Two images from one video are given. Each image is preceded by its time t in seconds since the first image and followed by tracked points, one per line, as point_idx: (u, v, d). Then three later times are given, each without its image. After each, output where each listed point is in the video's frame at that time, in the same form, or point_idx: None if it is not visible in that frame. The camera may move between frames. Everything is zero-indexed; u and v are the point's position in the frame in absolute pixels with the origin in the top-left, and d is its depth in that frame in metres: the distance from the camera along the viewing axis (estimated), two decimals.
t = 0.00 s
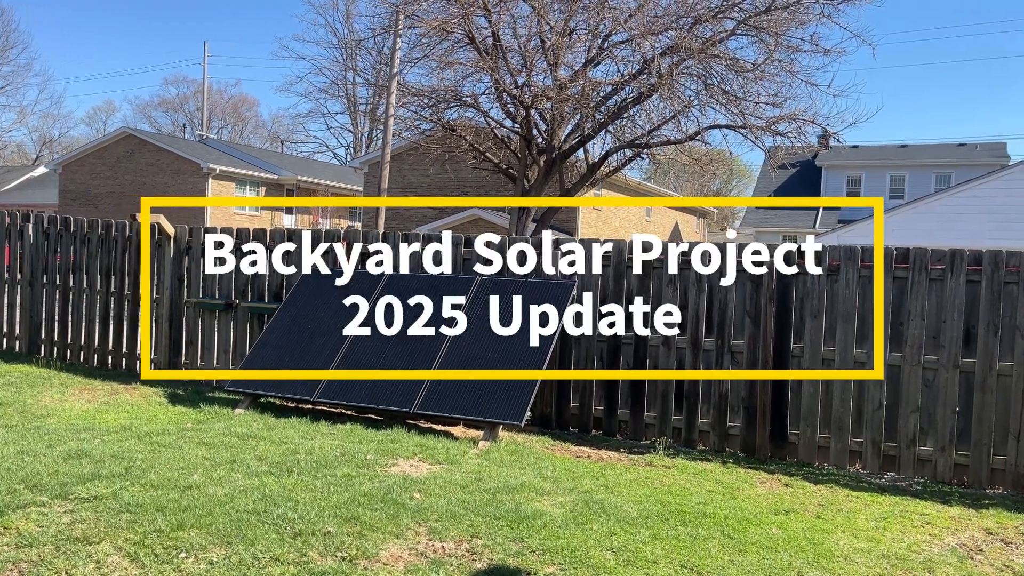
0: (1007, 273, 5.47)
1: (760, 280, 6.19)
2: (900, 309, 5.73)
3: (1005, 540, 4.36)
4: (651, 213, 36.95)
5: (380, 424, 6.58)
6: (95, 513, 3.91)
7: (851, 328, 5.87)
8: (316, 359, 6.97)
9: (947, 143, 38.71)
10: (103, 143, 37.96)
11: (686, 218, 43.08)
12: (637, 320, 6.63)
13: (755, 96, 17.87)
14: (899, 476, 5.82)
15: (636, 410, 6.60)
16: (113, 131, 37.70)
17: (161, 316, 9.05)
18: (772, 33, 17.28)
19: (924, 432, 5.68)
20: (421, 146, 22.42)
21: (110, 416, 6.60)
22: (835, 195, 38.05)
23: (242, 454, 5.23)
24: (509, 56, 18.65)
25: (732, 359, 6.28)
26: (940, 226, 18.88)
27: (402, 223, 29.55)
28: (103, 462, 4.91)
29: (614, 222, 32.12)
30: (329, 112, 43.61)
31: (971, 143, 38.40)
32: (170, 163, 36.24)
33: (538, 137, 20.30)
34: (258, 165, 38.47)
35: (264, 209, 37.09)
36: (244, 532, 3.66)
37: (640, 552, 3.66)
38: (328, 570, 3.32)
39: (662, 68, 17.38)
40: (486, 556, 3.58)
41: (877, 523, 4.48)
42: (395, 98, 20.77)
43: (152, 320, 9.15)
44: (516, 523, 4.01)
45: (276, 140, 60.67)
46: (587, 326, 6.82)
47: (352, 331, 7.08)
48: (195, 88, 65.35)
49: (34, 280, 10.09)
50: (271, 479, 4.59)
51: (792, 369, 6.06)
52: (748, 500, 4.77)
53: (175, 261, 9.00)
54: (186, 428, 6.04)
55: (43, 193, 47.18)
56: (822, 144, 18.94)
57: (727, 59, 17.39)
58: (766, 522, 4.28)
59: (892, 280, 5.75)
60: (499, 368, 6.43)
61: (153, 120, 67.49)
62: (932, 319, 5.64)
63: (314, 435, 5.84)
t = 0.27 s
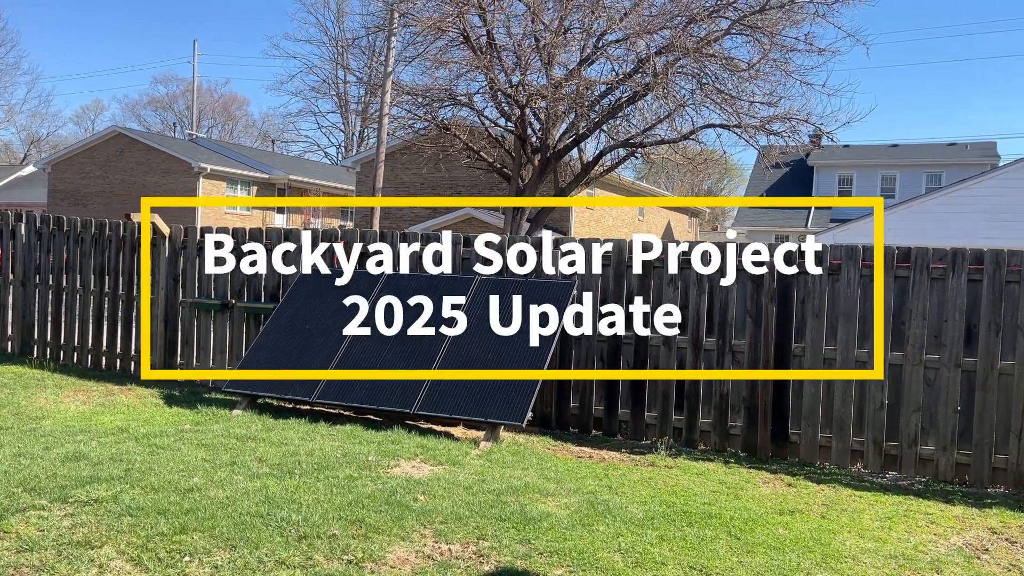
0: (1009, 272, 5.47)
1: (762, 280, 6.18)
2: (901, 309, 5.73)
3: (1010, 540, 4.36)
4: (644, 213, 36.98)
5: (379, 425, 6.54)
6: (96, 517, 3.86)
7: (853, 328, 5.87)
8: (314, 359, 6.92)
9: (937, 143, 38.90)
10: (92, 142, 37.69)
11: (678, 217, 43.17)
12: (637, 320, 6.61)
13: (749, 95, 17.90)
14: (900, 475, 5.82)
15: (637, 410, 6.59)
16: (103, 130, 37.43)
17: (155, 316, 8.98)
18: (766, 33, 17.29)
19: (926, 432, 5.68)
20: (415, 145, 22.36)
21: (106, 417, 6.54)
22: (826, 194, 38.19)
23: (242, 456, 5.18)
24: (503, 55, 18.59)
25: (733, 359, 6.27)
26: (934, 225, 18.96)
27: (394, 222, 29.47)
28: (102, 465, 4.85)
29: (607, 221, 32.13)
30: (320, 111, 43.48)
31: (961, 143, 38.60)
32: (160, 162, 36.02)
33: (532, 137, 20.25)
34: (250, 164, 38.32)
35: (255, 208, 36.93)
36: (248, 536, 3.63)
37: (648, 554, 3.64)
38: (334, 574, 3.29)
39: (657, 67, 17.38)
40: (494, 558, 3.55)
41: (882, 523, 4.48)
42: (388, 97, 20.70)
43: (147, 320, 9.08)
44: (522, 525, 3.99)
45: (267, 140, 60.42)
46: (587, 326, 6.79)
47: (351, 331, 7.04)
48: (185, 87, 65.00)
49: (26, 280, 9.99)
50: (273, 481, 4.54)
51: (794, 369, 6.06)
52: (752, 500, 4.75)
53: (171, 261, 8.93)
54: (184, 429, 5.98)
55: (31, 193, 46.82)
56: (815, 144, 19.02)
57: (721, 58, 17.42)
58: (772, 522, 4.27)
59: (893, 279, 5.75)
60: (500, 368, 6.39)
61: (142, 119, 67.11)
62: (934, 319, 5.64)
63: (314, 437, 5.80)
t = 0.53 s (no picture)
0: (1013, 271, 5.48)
1: (765, 279, 6.17)
2: (905, 308, 5.73)
3: (1018, 538, 4.37)
4: (637, 212, 37.03)
5: (381, 424, 6.51)
6: (102, 519, 3.82)
7: (857, 326, 5.87)
8: (315, 359, 6.88)
9: (928, 142, 39.08)
10: (82, 140, 37.41)
11: (671, 216, 43.24)
12: (640, 319, 6.60)
13: (745, 94, 17.92)
14: (904, 473, 5.83)
15: (640, 409, 6.58)
16: (93, 128, 37.16)
17: (152, 315, 8.90)
18: (762, 31, 17.29)
19: (930, 430, 5.69)
20: (409, 143, 22.27)
21: (105, 417, 6.47)
22: (819, 193, 38.33)
23: (246, 457, 5.14)
24: (498, 53, 18.53)
25: (737, 358, 6.26)
26: (929, 224, 19.02)
27: (388, 221, 29.38)
28: (105, 466, 4.80)
29: (601, 220, 32.15)
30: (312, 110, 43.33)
31: (952, 142, 38.79)
32: (151, 160, 35.76)
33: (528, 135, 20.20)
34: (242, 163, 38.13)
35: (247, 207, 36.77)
36: (257, 537, 3.60)
37: (660, 554, 3.63)
38: None
39: (653, 65, 17.37)
40: (506, 559, 3.53)
41: (890, 522, 4.48)
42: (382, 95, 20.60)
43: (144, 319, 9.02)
44: (532, 525, 3.96)
45: (258, 138, 60.17)
46: (587, 326, 6.77)
47: (351, 331, 7.00)
48: (175, 84, 64.62)
49: (20, 279, 9.89)
50: (279, 482, 4.50)
51: (797, 368, 6.06)
52: (760, 499, 4.75)
53: (168, 260, 8.86)
54: (185, 430, 5.93)
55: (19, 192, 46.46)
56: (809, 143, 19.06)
57: (717, 57, 17.42)
58: (781, 521, 4.26)
59: (897, 278, 5.75)
60: (503, 368, 6.37)
61: (132, 117, 66.70)
62: (938, 317, 5.65)
63: (317, 437, 5.76)
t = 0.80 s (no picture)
0: (1020, 269, 5.50)
1: (771, 278, 6.17)
2: (912, 306, 5.75)
3: None
4: (630, 210, 37.08)
5: (386, 425, 6.48)
6: (114, 522, 3.78)
7: (864, 325, 5.87)
8: (319, 359, 6.84)
9: (920, 141, 39.28)
10: (72, 138, 37.15)
11: (664, 214, 43.32)
12: (646, 318, 6.59)
13: (741, 93, 17.94)
14: (911, 472, 5.85)
15: (645, 409, 6.57)
16: (83, 126, 36.90)
17: (152, 315, 8.84)
18: (759, 30, 17.28)
19: (937, 428, 5.70)
20: (405, 141, 22.20)
21: (108, 419, 6.42)
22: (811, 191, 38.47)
23: (253, 458, 5.10)
24: (494, 52, 18.48)
25: (743, 357, 6.26)
26: (926, 223, 19.11)
27: (382, 220, 29.32)
28: (112, 468, 4.75)
29: (595, 218, 32.18)
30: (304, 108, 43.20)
31: (944, 140, 39.00)
32: (142, 159, 35.53)
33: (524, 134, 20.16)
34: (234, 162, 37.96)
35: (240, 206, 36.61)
36: (272, 540, 3.57)
37: (678, 555, 3.62)
38: None
39: (650, 64, 17.38)
40: (523, 561, 3.51)
41: (902, 521, 4.48)
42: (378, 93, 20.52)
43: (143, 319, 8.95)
44: (547, 526, 3.95)
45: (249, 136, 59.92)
46: (587, 326, 6.76)
47: (353, 331, 6.97)
48: (165, 82, 64.27)
49: (17, 279, 9.80)
50: (290, 484, 4.47)
51: (804, 367, 6.06)
52: (771, 499, 4.74)
53: (168, 259, 8.80)
54: (190, 431, 5.89)
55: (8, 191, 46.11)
56: (803, 142, 19.12)
57: (714, 56, 17.45)
58: (795, 522, 4.26)
59: (904, 277, 5.76)
60: (508, 368, 6.35)
61: (121, 115, 66.30)
62: (945, 316, 5.66)
63: (323, 438, 5.72)
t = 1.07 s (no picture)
0: None
1: (777, 276, 6.16)
2: (919, 304, 5.75)
3: None
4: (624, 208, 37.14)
5: (392, 424, 6.45)
6: (125, 524, 3.74)
7: (871, 323, 5.86)
8: (324, 359, 6.80)
9: (912, 138, 39.45)
10: (63, 136, 36.90)
11: (657, 212, 43.40)
12: (651, 316, 6.57)
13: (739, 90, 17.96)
14: (918, 470, 5.86)
15: (652, 407, 6.57)
16: (74, 124, 36.66)
17: (152, 315, 8.79)
18: (757, 28, 17.27)
19: (944, 426, 5.71)
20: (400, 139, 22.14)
21: (111, 419, 6.37)
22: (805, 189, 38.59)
23: (261, 459, 5.06)
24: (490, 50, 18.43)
25: (750, 355, 6.26)
26: (924, 221, 19.18)
27: (376, 218, 29.25)
28: (120, 469, 4.71)
29: (589, 216, 32.21)
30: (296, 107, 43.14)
31: (936, 138, 39.17)
32: (133, 157, 35.29)
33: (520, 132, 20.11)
34: (227, 160, 37.77)
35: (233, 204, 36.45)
36: (288, 542, 3.55)
37: (695, 554, 3.61)
38: None
39: (647, 62, 17.37)
40: (541, 562, 3.50)
41: (915, 519, 4.48)
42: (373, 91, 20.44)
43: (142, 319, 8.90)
44: (562, 527, 3.93)
45: (240, 134, 59.69)
46: (588, 326, 6.72)
47: (357, 330, 6.93)
48: (155, 80, 63.89)
49: (15, 279, 9.72)
50: (301, 484, 4.44)
51: (811, 365, 6.06)
52: (782, 498, 4.74)
53: (168, 258, 8.74)
54: (196, 431, 5.84)
55: None
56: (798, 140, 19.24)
57: (712, 54, 17.45)
58: (809, 520, 4.25)
59: (912, 274, 5.76)
60: (515, 367, 6.32)
61: (111, 113, 65.91)
62: (952, 313, 5.67)
63: (330, 438, 5.69)
